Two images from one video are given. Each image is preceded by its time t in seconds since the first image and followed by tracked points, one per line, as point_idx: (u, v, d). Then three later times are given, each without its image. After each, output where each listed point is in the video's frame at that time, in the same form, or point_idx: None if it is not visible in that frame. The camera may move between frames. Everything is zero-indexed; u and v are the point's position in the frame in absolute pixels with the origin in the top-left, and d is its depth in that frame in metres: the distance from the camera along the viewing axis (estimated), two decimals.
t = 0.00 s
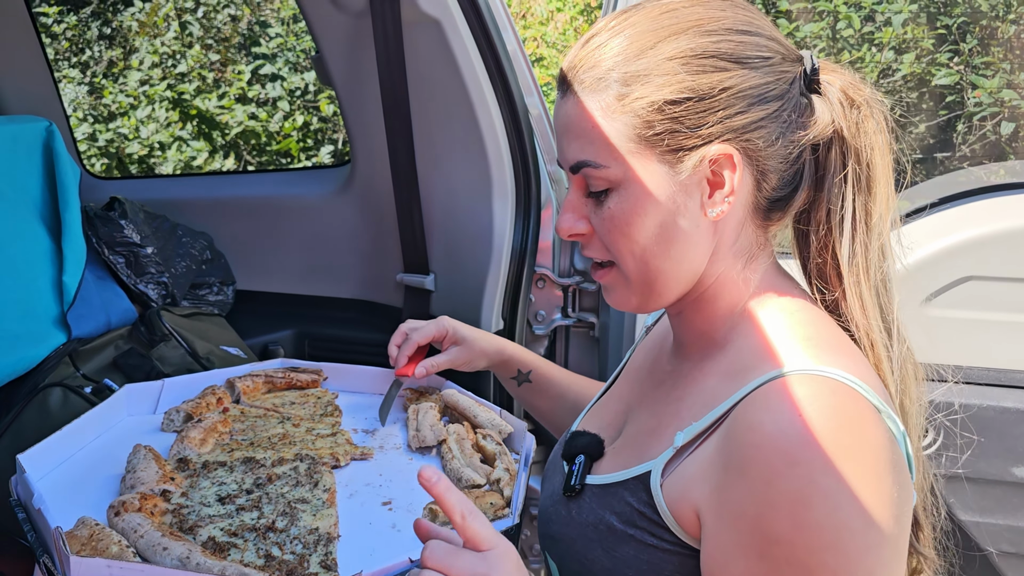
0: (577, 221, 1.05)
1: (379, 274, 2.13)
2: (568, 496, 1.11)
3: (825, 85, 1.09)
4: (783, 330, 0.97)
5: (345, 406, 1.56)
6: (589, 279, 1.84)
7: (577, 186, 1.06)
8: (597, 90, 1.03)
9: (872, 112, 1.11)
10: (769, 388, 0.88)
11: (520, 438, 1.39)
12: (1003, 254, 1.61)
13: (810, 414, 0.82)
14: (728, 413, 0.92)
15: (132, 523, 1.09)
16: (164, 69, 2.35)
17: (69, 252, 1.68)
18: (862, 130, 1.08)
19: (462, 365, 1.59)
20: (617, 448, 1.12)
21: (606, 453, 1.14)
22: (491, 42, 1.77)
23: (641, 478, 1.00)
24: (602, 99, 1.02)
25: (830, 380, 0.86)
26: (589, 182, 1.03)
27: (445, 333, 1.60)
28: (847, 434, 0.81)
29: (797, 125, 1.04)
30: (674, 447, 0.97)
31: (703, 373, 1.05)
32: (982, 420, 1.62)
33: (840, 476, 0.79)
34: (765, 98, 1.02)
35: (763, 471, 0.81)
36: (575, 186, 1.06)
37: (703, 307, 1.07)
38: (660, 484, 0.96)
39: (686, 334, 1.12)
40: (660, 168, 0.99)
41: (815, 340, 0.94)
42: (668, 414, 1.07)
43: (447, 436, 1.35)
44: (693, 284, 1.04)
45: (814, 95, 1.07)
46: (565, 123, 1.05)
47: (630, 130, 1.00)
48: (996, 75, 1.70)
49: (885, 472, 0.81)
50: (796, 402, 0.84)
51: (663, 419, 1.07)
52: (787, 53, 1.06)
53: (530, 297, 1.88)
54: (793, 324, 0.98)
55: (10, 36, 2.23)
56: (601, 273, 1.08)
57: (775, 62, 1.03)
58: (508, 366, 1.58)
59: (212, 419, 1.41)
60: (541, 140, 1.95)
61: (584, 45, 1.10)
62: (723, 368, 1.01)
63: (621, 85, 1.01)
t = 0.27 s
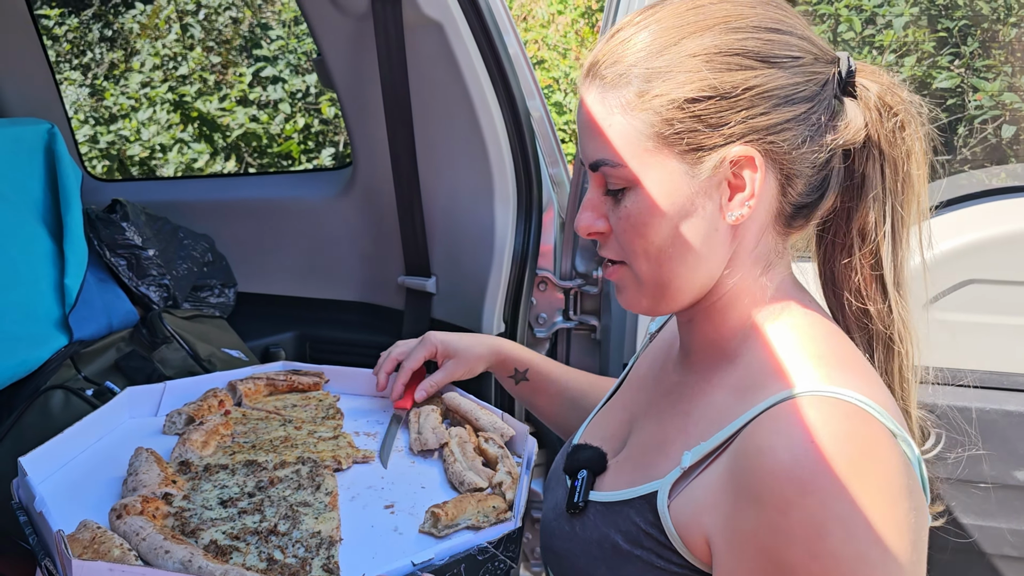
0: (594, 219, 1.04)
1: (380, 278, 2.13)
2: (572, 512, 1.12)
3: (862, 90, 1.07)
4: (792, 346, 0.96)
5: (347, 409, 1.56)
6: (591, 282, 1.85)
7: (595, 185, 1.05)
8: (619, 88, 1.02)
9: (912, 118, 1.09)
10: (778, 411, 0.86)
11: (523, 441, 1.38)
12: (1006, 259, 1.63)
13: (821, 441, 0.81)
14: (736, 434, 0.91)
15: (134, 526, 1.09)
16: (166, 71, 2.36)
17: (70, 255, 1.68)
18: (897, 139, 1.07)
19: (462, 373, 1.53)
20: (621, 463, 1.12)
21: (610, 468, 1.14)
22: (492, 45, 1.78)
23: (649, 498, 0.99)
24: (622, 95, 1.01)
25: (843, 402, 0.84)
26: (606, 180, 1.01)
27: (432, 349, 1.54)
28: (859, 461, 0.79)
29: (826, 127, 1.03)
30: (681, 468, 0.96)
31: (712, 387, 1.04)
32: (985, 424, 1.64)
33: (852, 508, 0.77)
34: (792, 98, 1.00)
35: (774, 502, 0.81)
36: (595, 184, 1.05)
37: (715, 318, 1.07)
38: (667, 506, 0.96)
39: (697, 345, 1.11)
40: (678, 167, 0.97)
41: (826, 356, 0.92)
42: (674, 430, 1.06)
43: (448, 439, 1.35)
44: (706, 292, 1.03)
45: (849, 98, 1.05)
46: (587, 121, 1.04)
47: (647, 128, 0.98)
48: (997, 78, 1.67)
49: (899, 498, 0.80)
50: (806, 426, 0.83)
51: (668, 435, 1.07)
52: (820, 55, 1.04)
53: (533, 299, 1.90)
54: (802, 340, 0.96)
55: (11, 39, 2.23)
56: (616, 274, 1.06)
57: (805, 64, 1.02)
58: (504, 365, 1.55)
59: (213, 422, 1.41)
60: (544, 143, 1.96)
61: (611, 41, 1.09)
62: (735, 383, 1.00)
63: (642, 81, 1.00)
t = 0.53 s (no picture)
0: (608, 219, 1.08)
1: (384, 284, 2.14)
2: (587, 541, 1.12)
3: (887, 94, 1.02)
4: (817, 374, 0.96)
5: (350, 413, 1.56)
6: (593, 286, 1.85)
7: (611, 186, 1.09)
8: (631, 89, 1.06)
9: (943, 125, 1.04)
10: (807, 447, 0.87)
11: (526, 446, 1.38)
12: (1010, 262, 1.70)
13: (854, 482, 0.81)
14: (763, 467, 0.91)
15: (138, 530, 1.09)
16: (168, 75, 2.36)
17: (74, 259, 1.67)
18: (927, 146, 1.02)
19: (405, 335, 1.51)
20: (638, 490, 1.12)
21: (627, 493, 1.14)
22: (496, 51, 1.78)
23: (671, 530, 0.99)
24: (632, 94, 1.05)
25: (872, 437, 0.85)
26: (614, 176, 1.06)
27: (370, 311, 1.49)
28: (894, 503, 0.80)
29: (836, 125, 1.00)
30: (706, 502, 0.96)
31: (735, 411, 1.04)
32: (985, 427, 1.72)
33: (889, 553, 0.78)
34: (800, 94, 0.99)
35: (808, 546, 0.82)
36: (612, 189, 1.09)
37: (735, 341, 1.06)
38: (691, 540, 0.96)
39: (716, 364, 1.11)
40: (678, 158, 1.00)
41: (853, 387, 0.92)
42: (695, 458, 1.06)
43: (452, 443, 1.35)
44: (718, 298, 1.03)
45: (872, 102, 1.02)
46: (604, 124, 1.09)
47: (651, 125, 1.02)
48: (999, 82, 1.62)
49: (932, 539, 0.81)
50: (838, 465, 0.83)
51: (690, 462, 1.06)
52: (841, 58, 1.03)
53: (535, 303, 1.90)
54: (827, 366, 0.96)
55: (13, 48, 2.22)
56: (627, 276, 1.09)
57: (818, 62, 1.01)
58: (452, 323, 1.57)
59: (217, 426, 1.41)
60: (546, 147, 1.95)
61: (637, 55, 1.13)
62: (761, 408, 1.00)
63: (647, 81, 1.04)
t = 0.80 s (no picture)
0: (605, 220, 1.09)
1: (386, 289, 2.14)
2: (607, 553, 1.10)
3: (882, 104, 1.04)
4: (828, 372, 0.99)
5: (350, 417, 1.56)
6: (592, 290, 1.85)
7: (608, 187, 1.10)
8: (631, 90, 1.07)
9: (939, 133, 1.04)
10: (832, 444, 0.90)
11: (525, 448, 1.38)
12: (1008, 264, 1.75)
13: (885, 476, 0.85)
14: (786, 468, 0.93)
15: (138, 533, 1.10)
16: (168, 79, 2.36)
17: (75, 262, 1.68)
18: (923, 153, 1.03)
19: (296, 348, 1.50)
20: (655, 498, 1.11)
21: (643, 504, 1.12)
22: (496, 58, 1.79)
23: (695, 536, 1.00)
24: (631, 96, 1.07)
25: (895, 430, 0.88)
26: (612, 177, 1.07)
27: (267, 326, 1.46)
28: (925, 494, 0.84)
29: (830, 129, 1.02)
30: (730, 504, 0.97)
31: (750, 413, 1.05)
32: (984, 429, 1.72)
33: (930, 541, 0.82)
34: (795, 99, 1.01)
35: (850, 544, 0.85)
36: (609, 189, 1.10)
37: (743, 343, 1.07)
38: (719, 544, 0.97)
39: (724, 368, 1.12)
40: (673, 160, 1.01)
41: (863, 383, 0.95)
42: (714, 462, 1.05)
43: (451, 447, 1.36)
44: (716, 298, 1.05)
45: (867, 110, 1.04)
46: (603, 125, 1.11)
47: (649, 126, 1.04)
48: (998, 86, 1.61)
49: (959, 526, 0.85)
50: (866, 462, 0.86)
51: (707, 467, 1.06)
52: (838, 65, 1.04)
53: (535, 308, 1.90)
54: (836, 363, 0.99)
55: (14, 44, 2.24)
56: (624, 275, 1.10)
57: (814, 68, 1.02)
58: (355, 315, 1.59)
59: (217, 429, 1.42)
60: (546, 151, 1.96)
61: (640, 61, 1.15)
62: (778, 412, 1.00)
63: (646, 82, 1.05)
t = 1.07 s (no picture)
0: (576, 227, 1.13)
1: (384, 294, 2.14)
2: (605, 552, 1.12)
3: (836, 103, 1.10)
4: (803, 363, 1.05)
5: (347, 421, 1.56)
6: (589, 294, 1.85)
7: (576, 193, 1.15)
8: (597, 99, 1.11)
9: (889, 131, 1.12)
10: (816, 424, 0.95)
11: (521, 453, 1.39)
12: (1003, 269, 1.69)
13: (872, 447, 0.90)
14: (775, 452, 0.98)
15: (134, 539, 1.10)
16: (166, 83, 2.37)
17: (72, 267, 1.68)
18: (874, 151, 1.10)
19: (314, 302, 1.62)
20: (649, 494, 1.13)
21: (637, 501, 1.14)
22: (492, 63, 1.80)
23: (693, 525, 1.02)
24: (597, 105, 1.11)
25: (875, 405, 0.94)
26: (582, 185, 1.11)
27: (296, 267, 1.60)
28: (910, 462, 0.88)
29: (790, 132, 1.07)
30: (724, 491, 1.00)
31: (733, 403, 1.10)
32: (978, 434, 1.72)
33: (915, 504, 0.86)
34: (756, 105, 1.06)
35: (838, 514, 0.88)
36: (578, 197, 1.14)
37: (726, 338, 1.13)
38: (716, 531, 1.00)
39: (702, 363, 1.17)
40: (643, 169, 1.06)
41: (837, 367, 1.02)
42: (703, 453, 1.09)
43: (447, 451, 1.36)
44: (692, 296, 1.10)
45: (823, 112, 1.09)
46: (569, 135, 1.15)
47: (618, 134, 1.08)
48: (993, 89, 1.62)
49: (945, 493, 0.89)
50: (853, 436, 0.91)
51: (698, 457, 1.09)
52: (794, 70, 1.10)
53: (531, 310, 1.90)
54: (812, 353, 1.05)
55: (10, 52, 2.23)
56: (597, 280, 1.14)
57: (771, 74, 1.08)
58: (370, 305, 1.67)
59: (213, 433, 1.42)
60: (541, 155, 1.96)
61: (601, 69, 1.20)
62: (763, 402, 1.05)
63: (613, 92, 1.10)
